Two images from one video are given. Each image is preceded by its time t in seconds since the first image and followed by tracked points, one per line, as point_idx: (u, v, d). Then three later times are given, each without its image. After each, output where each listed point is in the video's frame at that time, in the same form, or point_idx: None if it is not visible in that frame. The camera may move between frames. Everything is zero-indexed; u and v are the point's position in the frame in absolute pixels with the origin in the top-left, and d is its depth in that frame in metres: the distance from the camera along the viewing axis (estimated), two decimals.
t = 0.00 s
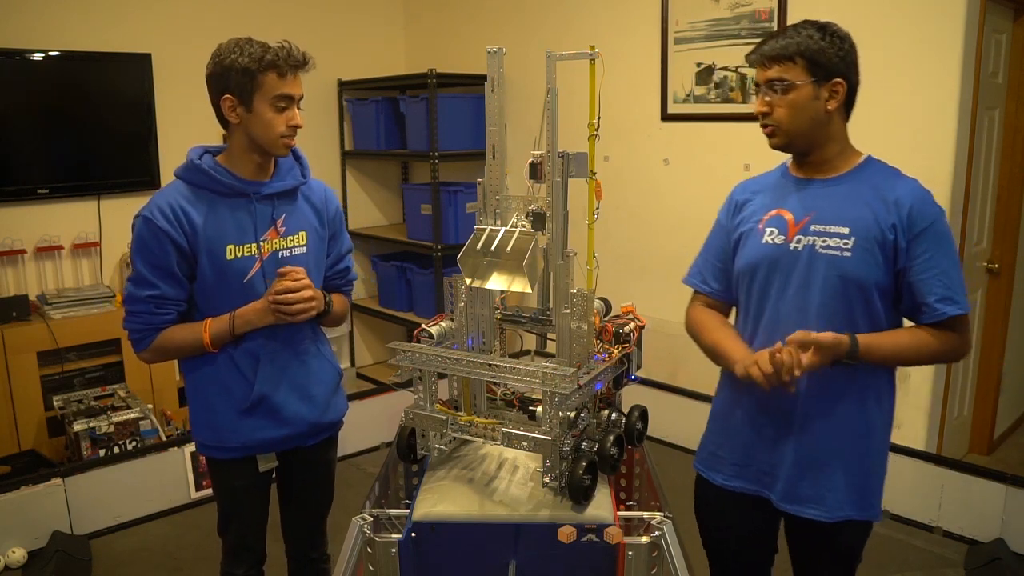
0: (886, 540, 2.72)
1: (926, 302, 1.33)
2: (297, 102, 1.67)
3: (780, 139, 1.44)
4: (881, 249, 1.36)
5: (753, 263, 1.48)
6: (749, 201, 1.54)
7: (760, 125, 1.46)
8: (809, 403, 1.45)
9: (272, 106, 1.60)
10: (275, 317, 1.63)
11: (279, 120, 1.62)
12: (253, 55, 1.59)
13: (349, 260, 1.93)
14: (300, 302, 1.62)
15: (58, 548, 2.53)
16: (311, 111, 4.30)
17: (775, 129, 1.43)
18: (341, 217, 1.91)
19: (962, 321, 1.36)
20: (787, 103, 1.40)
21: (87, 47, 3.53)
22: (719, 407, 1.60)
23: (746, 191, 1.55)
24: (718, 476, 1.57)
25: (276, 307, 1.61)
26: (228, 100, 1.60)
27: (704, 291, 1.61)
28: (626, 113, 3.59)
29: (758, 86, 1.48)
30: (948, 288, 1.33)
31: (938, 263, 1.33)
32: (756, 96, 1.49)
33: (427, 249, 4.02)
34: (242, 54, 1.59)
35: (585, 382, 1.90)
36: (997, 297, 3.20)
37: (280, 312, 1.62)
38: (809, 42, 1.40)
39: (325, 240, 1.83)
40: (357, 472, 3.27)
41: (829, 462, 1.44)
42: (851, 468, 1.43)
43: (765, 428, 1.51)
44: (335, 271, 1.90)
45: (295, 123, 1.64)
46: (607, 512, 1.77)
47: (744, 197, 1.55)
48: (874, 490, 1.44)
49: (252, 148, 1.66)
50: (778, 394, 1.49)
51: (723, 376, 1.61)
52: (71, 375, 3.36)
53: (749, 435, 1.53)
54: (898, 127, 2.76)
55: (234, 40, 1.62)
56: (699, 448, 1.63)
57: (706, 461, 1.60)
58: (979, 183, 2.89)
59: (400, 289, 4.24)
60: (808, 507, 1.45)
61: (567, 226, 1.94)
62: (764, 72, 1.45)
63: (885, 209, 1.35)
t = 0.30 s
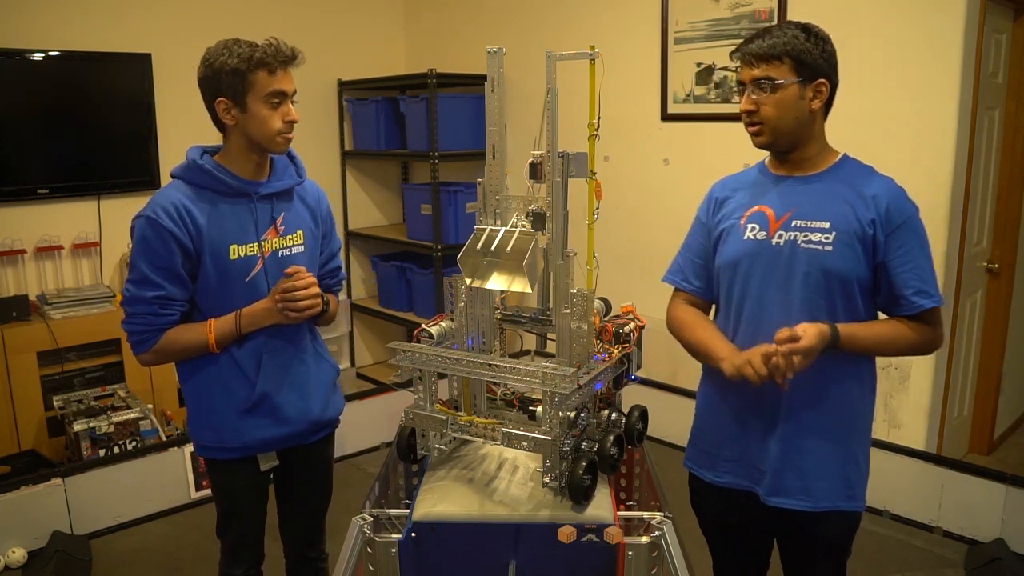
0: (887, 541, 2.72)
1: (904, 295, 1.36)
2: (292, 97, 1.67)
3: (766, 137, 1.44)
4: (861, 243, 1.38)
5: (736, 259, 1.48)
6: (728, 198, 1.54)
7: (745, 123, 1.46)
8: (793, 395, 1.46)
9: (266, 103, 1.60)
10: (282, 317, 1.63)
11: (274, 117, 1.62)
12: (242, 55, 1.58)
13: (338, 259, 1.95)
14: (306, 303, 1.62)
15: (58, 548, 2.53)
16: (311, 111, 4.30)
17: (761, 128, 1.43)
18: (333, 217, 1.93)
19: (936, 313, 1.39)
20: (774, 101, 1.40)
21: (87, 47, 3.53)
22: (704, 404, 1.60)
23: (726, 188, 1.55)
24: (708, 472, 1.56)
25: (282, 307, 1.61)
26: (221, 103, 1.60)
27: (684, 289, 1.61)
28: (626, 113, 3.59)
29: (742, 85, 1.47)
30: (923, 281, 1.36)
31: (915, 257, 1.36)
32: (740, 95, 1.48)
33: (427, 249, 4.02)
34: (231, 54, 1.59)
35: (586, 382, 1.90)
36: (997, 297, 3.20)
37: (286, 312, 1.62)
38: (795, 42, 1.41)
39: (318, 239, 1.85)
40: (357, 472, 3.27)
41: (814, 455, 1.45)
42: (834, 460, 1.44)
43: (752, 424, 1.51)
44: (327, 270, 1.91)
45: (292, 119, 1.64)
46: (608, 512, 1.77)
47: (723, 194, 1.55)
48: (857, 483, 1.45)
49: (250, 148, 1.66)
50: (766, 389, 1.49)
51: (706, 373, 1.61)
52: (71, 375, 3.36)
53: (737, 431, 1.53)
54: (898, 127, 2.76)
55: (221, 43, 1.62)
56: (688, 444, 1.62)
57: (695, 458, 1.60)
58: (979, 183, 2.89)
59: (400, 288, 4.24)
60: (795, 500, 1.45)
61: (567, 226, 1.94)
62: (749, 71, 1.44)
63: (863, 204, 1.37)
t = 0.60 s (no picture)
0: (887, 540, 2.72)
1: (892, 287, 1.38)
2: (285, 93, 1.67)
3: (778, 137, 1.43)
4: (849, 238, 1.39)
5: (726, 258, 1.48)
6: (716, 198, 1.54)
7: (753, 123, 1.43)
8: (786, 391, 1.46)
9: (262, 101, 1.61)
10: (283, 322, 1.64)
11: (270, 114, 1.62)
12: (232, 54, 1.59)
13: (333, 259, 1.95)
14: (308, 307, 1.62)
15: (58, 548, 2.53)
16: (312, 111, 4.30)
17: (775, 127, 1.42)
18: (328, 218, 1.93)
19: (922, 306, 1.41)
20: (791, 100, 1.41)
21: (87, 47, 3.53)
22: (698, 401, 1.59)
23: (713, 188, 1.55)
24: (704, 469, 1.56)
25: (284, 312, 1.62)
26: (218, 105, 1.61)
27: (674, 290, 1.61)
28: (626, 113, 3.59)
29: (748, 82, 1.45)
30: (910, 275, 1.37)
31: (901, 251, 1.38)
32: (746, 93, 1.45)
33: (427, 249, 4.03)
34: (223, 55, 1.59)
35: (586, 382, 1.90)
36: (997, 296, 3.20)
37: (288, 317, 1.62)
38: (808, 43, 1.42)
39: (315, 240, 1.86)
40: (357, 472, 3.27)
41: (809, 450, 1.45)
42: (829, 454, 1.45)
43: (747, 420, 1.51)
44: (323, 271, 1.92)
45: (288, 115, 1.64)
46: (608, 512, 1.77)
47: (710, 194, 1.55)
48: (850, 477, 1.46)
49: (251, 148, 1.66)
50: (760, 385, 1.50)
51: (699, 372, 1.61)
52: (71, 375, 3.36)
53: (732, 428, 1.53)
54: (897, 127, 2.76)
55: (211, 45, 1.61)
56: (683, 442, 1.62)
57: (691, 456, 1.59)
58: (979, 183, 2.89)
59: (400, 288, 4.24)
60: (791, 495, 1.45)
61: (567, 226, 1.94)
62: (762, 69, 1.42)
63: (850, 200, 1.39)
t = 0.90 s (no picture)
0: (887, 540, 2.71)
1: (890, 289, 1.38)
2: (286, 94, 1.67)
3: (780, 134, 1.42)
4: (847, 238, 1.39)
5: (724, 260, 1.48)
6: (713, 199, 1.54)
7: (756, 119, 1.43)
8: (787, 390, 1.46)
9: (263, 101, 1.61)
10: (282, 324, 1.64)
11: (271, 115, 1.62)
12: (234, 53, 1.59)
13: (332, 260, 1.96)
14: (307, 309, 1.62)
15: (58, 548, 2.53)
16: (312, 111, 4.30)
17: (778, 125, 1.41)
18: (327, 219, 1.93)
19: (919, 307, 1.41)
20: (794, 98, 1.41)
21: (87, 47, 3.53)
22: (698, 403, 1.59)
23: (710, 190, 1.55)
24: (706, 471, 1.56)
25: (283, 314, 1.61)
26: (218, 104, 1.61)
27: (673, 292, 1.61)
28: (626, 113, 3.59)
29: (752, 78, 1.44)
30: (908, 274, 1.37)
31: (899, 250, 1.38)
32: (748, 89, 1.45)
33: (427, 249, 4.02)
34: (225, 54, 1.59)
35: (586, 382, 1.90)
36: (997, 297, 3.20)
37: (287, 319, 1.62)
38: (814, 43, 1.43)
39: (314, 240, 1.86)
40: (357, 472, 3.27)
41: (811, 449, 1.45)
42: (830, 453, 1.44)
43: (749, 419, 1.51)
44: (322, 271, 1.92)
45: (289, 116, 1.64)
46: (607, 512, 1.77)
47: (707, 195, 1.55)
48: (853, 475, 1.45)
49: (250, 147, 1.66)
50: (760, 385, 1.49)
51: (699, 373, 1.60)
52: (71, 375, 3.36)
53: (733, 428, 1.53)
54: (897, 127, 2.76)
55: (212, 44, 1.61)
56: (684, 443, 1.61)
57: (692, 457, 1.59)
58: (979, 183, 2.89)
59: (400, 288, 4.24)
60: (794, 495, 1.45)
61: (567, 226, 1.94)
62: (767, 65, 1.42)
63: (848, 201, 1.39)
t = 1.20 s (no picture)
0: (887, 540, 2.71)
1: (894, 293, 1.38)
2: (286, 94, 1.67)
3: (795, 129, 1.40)
4: (851, 241, 1.39)
5: (727, 261, 1.48)
6: (716, 199, 1.53)
7: (772, 110, 1.41)
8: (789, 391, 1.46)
9: (263, 101, 1.61)
10: (281, 325, 1.64)
11: (272, 115, 1.62)
12: (235, 53, 1.59)
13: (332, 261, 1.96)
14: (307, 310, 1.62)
15: (58, 548, 2.53)
16: (312, 111, 4.30)
17: (794, 118, 1.40)
18: (328, 219, 1.93)
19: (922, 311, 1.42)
20: (812, 93, 1.40)
21: (88, 47, 3.53)
22: (701, 404, 1.59)
23: (713, 189, 1.54)
24: (709, 472, 1.56)
25: (282, 314, 1.61)
26: (218, 104, 1.60)
27: (675, 291, 1.61)
28: (627, 113, 3.59)
29: (771, 69, 1.43)
30: (911, 277, 1.38)
31: (904, 253, 1.38)
32: (766, 80, 1.43)
33: (427, 249, 4.02)
34: (225, 53, 1.59)
35: (586, 382, 1.90)
36: (997, 297, 3.19)
37: (286, 319, 1.62)
38: (834, 44, 1.43)
39: (315, 240, 1.86)
40: (357, 472, 3.27)
41: (814, 450, 1.45)
42: (833, 455, 1.44)
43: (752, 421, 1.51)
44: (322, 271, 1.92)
45: (289, 116, 1.64)
46: (607, 512, 1.77)
47: (710, 195, 1.54)
48: (857, 476, 1.45)
49: (251, 147, 1.66)
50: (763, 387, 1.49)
51: (701, 374, 1.60)
52: (71, 375, 3.35)
53: (737, 430, 1.53)
54: (897, 127, 2.76)
55: (215, 44, 1.61)
56: (687, 445, 1.61)
57: (694, 459, 1.59)
58: (979, 183, 2.89)
59: (400, 288, 4.24)
60: (798, 497, 1.45)
61: (567, 226, 1.94)
62: (789, 58, 1.41)
63: (852, 203, 1.38)
